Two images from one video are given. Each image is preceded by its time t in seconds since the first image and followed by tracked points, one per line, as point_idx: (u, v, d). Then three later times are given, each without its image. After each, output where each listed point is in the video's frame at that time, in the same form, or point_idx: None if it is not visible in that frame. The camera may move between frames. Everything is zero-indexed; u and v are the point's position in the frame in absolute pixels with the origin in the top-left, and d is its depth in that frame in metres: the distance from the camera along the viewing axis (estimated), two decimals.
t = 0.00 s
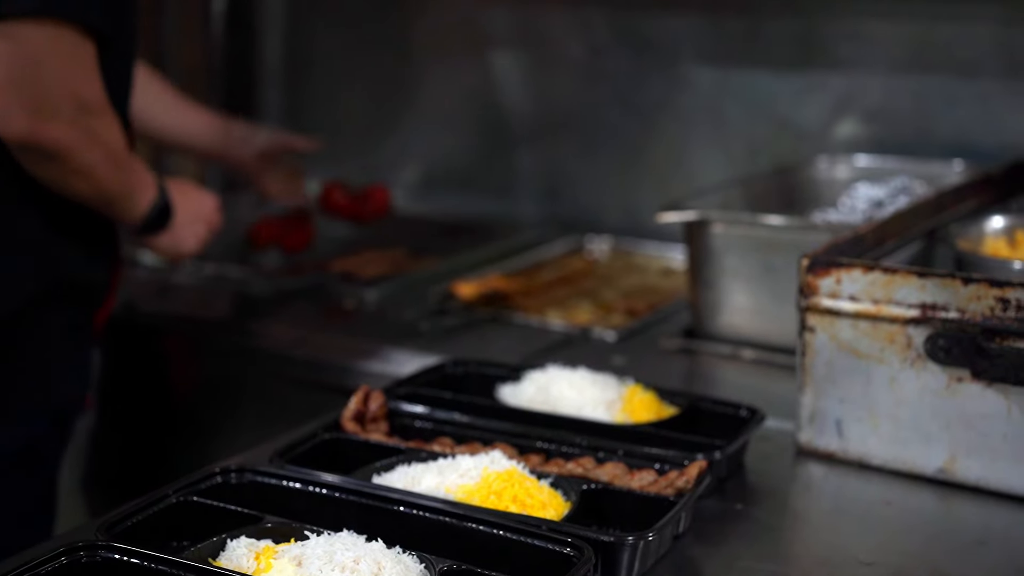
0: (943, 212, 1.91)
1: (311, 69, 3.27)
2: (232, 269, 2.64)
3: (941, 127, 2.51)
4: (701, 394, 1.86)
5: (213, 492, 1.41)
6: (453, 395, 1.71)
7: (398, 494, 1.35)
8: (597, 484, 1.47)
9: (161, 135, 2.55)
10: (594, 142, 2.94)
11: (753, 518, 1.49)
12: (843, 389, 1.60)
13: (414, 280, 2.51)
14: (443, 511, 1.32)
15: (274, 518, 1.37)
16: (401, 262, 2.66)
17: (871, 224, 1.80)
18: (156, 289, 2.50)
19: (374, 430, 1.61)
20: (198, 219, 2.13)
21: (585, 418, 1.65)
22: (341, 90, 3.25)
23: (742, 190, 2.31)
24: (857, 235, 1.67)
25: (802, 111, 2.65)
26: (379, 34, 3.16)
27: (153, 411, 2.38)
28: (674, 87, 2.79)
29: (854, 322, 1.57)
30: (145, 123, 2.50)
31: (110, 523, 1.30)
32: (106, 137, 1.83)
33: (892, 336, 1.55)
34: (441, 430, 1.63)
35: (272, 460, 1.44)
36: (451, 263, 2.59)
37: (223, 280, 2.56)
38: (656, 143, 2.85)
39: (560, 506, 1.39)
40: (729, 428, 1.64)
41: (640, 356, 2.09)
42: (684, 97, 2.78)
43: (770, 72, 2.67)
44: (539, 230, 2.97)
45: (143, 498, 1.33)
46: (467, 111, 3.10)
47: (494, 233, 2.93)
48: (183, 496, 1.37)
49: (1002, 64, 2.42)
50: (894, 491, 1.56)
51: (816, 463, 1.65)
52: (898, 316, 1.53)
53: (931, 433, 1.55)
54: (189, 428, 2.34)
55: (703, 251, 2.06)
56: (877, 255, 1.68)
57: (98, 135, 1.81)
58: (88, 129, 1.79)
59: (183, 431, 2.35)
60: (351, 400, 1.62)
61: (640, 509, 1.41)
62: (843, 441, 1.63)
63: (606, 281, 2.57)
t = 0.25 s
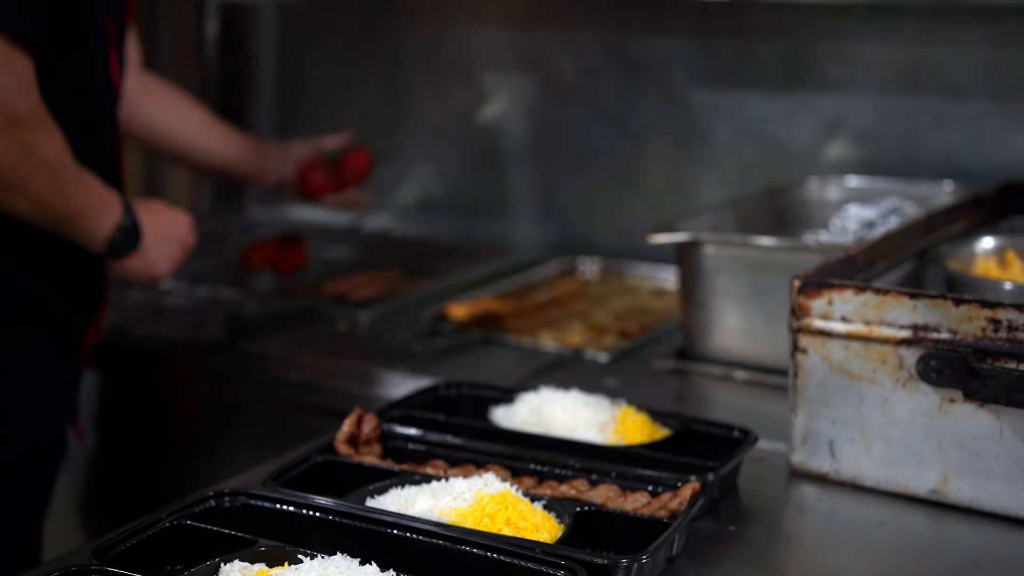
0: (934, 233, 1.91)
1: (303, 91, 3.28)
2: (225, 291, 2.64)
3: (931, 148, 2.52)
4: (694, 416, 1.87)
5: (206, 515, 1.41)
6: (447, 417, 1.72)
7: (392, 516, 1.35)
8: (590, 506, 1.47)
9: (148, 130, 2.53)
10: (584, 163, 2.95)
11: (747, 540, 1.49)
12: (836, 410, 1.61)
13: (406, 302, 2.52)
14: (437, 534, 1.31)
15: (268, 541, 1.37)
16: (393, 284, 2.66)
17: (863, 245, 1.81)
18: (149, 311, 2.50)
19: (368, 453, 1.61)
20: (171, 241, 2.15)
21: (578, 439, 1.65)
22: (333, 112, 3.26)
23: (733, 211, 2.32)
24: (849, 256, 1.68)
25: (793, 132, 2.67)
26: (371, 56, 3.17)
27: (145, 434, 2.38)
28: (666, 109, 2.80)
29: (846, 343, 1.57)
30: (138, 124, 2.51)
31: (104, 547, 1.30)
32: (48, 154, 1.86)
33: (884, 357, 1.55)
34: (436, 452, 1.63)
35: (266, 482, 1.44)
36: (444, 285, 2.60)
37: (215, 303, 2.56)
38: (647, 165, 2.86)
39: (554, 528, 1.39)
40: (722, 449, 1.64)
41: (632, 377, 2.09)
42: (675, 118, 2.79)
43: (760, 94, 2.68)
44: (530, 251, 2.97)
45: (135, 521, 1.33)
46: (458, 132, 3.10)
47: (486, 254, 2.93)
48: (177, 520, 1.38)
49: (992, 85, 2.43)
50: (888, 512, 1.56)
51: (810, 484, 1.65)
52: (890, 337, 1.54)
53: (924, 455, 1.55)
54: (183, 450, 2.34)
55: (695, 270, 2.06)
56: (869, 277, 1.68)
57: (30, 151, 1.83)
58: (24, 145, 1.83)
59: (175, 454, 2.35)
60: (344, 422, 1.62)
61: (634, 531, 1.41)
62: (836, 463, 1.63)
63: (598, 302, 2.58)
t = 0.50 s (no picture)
0: (926, 255, 1.93)
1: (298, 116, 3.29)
2: (221, 314, 2.65)
3: (924, 172, 2.54)
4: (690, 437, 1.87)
5: (204, 537, 1.42)
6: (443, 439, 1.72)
7: (388, 538, 1.35)
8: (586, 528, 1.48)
9: (122, 165, 2.48)
10: (579, 187, 2.96)
11: (741, 561, 1.50)
12: (830, 431, 1.61)
13: (402, 325, 2.52)
14: (433, 556, 1.32)
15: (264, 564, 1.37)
16: (388, 307, 2.67)
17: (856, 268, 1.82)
18: (145, 335, 2.51)
19: (366, 475, 1.61)
20: (98, 269, 1.97)
21: (573, 461, 1.65)
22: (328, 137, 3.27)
23: (727, 234, 2.33)
24: (842, 279, 1.69)
25: (786, 156, 2.68)
26: (366, 81, 3.18)
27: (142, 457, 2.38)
28: (659, 134, 2.82)
29: (839, 365, 1.58)
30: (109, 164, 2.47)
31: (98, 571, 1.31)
32: None
33: (877, 379, 1.56)
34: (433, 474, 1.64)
35: (263, 504, 1.45)
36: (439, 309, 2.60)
37: (212, 326, 2.57)
38: (641, 189, 2.87)
39: (549, 550, 1.40)
40: (717, 470, 1.65)
41: (627, 400, 2.10)
42: (668, 142, 2.81)
43: (754, 118, 2.70)
44: (525, 275, 2.99)
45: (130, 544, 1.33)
46: (453, 157, 3.11)
47: (481, 278, 2.94)
48: (174, 543, 1.39)
49: (983, 110, 2.46)
50: (882, 533, 1.57)
51: (804, 506, 1.66)
52: (883, 359, 1.55)
53: (918, 476, 1.56)
54: (181, 472, 2.34)
55: (689, 293, 2.07)
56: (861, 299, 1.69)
57: None
58: None
59: (172, 477, 2.35)
60: (341, 444, 1.63)
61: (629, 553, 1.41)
62: (830, 484, 1.64)
63: (593, 324, 2.59)
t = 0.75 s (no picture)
0: (923, 265, 1.93)
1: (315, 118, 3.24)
2: (218, 324, 2.65)
3: (921, 182, 2.54)
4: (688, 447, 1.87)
5: (201, 548, 1.41)
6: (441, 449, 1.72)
7: (386, 549, 1.35)
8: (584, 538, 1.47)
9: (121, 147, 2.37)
10: (576, 197, 2.96)
11: (740, 571, 1.50)
12: (828, 442, 1.61)
13: (399, 335, 2.52)
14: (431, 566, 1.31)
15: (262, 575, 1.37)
16: (386, 317, 2.67)
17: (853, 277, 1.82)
18: (143, 346, 2.50)
19: (364, 485, 1.61)
20: None
21: (572, 472, 1.65)
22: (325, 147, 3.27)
23: (724, 244, 2.33)
24: (840, 289, 1.69)
25: (783, 166, 2.69)
26: (364, 91, 3.19)
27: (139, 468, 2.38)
28: (655, 144, 2.82)
29: (837, 375, 1.58)
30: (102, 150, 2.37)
31: None
32: None
33: (875, 389, 1.56)
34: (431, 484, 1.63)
35: (261, 515, 1.44)
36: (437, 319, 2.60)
37: (209, 337, 2.56)
38: (638, 199, 2.88)
39: (548, 560, 1.39)
40: (715, 480, 1.65)
41: (625, 410, 2.10)
42: (664, 151, 2.81)
43: (750, 128, 2.70)
44: (523, 285, 2.98)
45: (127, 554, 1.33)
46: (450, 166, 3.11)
47: (478, 288, 2.94)
48: (171, 554, 1.38)
49: (979, 119, 2.46)
50: (881, 543, 1.56)
51: (803, 515, 1.66)
52: (881, 369, 1.55)
53: (916, 486, 1.56)
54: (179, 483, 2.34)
55: (687, 302, 2.07)
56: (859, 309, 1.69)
57: None
58: None
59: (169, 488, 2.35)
60: (339, 454, 1.62)
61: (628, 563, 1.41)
62: (829, 494, 1.64)
63: (590, 334, 2.59)
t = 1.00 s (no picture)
0: (924, 267, 1.93)
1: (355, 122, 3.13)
2: (218, 325, 2.65)
3: (921, 184, 2.55)
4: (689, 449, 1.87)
5: (202, 549, 1.42)
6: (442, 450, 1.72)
7: (387, 549, 1.35)
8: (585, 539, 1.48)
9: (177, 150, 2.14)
10: (576, 197, 2.96)
11: (741, 572, 1.50)
12: (828, 443, 1.62)
13: (399, 336, 2.53)
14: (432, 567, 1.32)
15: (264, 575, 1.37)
16: (386, 318, 2.67)
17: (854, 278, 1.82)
18: (143, 346, 2.50)
19: (364, 485, 1.61)
20: None
21: (572, 472, 1.65)
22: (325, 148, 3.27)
23: (725, 245, 2.34)
24: (840, 290, 1.69)
25: (783, 168, 2.69)
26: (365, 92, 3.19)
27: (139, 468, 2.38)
28: (655, 146, 2.82)
29: (838, 376, 1.58)
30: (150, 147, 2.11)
31: None
32: None
33: (876, 390, 1.56)
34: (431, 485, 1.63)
35: (262, 515, 1.45)
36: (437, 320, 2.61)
37: (209, 338, 2.56)
38: (638, 200, 2.88)
39: (549, 560, 1.40)
40: (716, 480, 1.65)
41: (626, 411, 2.10)
42: (665, 153, 2.81)
43: (751, 130, 2.70)
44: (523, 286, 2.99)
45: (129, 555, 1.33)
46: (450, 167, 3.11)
47: (479, 289, 2.94)
48: (172, 555, 1.38)
49: (979, 121, 2.46)
50: (880, 544, 1.57)
51: (803, 517, 1.66)
52: (881, 371, 1.55)
53: (916, 487, 1.56)
54: (179, 483, 2.34)
55: (689, 304, 2.07)
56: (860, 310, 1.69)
57: None
58: None
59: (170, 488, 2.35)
60: (340, 454, 1.63)
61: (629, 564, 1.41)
62: (829, 495, 1.64)
63: (590, 336, 2.59)
